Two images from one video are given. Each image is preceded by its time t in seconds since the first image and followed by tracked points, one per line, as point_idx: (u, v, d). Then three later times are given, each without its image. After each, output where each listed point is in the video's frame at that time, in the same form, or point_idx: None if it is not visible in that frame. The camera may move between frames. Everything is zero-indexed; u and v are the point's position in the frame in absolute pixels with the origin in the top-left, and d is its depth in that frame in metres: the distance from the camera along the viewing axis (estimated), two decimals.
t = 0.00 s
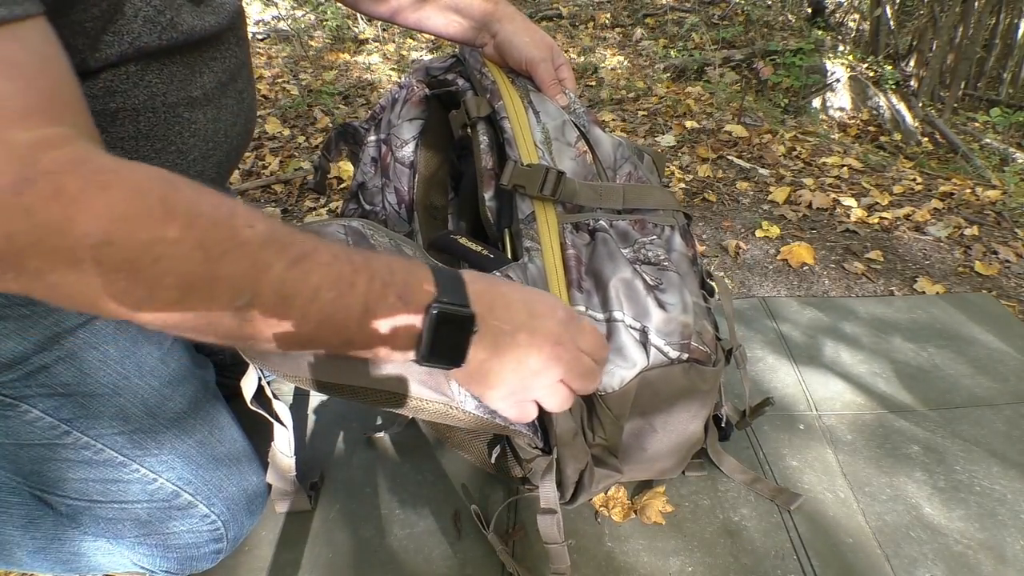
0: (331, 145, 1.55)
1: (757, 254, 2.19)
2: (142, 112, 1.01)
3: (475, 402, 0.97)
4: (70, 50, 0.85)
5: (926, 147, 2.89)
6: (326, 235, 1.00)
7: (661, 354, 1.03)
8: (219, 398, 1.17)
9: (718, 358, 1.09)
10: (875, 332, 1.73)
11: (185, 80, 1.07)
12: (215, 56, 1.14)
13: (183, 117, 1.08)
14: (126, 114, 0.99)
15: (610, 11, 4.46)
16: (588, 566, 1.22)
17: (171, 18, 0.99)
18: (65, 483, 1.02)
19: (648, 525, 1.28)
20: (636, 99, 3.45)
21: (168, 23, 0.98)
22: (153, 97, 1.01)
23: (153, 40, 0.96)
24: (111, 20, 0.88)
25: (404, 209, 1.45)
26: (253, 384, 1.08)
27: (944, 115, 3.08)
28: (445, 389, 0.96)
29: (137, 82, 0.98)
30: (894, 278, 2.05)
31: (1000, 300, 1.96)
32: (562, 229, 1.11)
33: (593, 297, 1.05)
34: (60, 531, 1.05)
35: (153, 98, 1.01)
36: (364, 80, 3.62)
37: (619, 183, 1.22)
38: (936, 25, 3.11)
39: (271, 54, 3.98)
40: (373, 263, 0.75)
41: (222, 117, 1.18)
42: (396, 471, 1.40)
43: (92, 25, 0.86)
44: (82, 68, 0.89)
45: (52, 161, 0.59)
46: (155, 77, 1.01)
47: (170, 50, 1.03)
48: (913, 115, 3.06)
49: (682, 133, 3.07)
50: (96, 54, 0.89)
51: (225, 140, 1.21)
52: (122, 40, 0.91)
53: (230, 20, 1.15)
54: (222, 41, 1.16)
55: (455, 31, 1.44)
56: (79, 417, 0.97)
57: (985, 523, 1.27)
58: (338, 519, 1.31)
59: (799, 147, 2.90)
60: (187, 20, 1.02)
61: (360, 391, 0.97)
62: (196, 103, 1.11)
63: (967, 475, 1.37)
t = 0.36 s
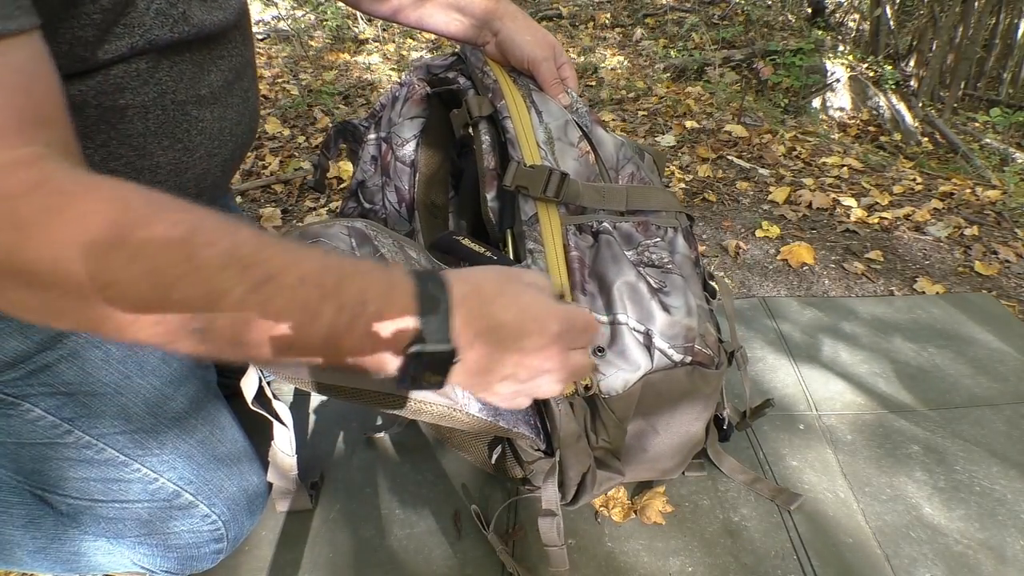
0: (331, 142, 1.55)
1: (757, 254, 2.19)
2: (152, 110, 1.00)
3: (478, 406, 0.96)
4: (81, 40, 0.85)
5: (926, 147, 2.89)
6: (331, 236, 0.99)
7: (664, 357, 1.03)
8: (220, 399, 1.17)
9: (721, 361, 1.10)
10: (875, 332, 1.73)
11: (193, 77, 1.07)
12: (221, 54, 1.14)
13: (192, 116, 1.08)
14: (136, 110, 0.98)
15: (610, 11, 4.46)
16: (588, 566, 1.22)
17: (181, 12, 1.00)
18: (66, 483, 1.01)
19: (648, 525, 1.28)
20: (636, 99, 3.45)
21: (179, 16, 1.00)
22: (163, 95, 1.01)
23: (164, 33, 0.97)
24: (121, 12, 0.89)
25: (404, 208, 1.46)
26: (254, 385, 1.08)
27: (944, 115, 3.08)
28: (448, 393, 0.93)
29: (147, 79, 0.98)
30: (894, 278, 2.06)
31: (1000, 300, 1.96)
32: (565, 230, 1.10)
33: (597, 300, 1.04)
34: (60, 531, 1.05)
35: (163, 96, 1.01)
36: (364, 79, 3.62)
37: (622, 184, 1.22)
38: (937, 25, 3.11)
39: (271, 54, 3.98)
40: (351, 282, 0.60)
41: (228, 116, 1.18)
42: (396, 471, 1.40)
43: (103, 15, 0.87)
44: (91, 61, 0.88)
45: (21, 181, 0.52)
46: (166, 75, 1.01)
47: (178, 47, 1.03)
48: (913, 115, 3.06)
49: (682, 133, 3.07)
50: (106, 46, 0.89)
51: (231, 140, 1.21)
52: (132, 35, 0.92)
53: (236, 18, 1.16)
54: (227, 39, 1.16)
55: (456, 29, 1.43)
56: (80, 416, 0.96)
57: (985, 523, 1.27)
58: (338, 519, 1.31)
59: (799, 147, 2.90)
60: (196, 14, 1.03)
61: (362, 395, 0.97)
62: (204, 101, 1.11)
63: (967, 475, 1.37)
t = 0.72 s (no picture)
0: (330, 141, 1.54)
1: (757, 254, 2.19)
2: (154, 108, 1.00)
3: (479, 409, 0.96)
4: (77, 32, 0.83)
5: (926, 147, 2.89)
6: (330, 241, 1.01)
7: (665, 360, 1.03)
8: (221, 398, 1.16)
9: (722, 364, 1.09)
10: (875, 332, 1.73)
11: (196, 77, 1.07)
12: (224, 53, 1.15)
13: (194, 115, 1.08)
14: (138, 109, 0.97)
15: (610, 11, 4.46)
16: (587, 566, 1.22)
17: (181, 6, 1.00)
18: (66, 483, 1.01)
19: (648, 525, 1.28)
20: (636, 99, 3.45)
21: (179, 12, 0.99)
22: (166, 94, 1.01)
23: (164, 28, 0.97)
24: (121, 5, 0.88)
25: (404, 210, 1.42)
26: (254, 388, 1.09)
27: (944, 115, 3.08)
28: (447, 395, 0.97)
29: (148, 78, 0.97)
30: (894, 278, 2.06)
31: (1000, 300, 1.96)
32: (566, 232, 1.10)
33: (597, 302, 1.05)
34: (60, 531, 1.05)
35: (165, 95, 1.01)
36: (364, 80, 3.62)
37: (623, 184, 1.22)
38: (937, 25, 3.11)
39: (271, 54, 3.98)
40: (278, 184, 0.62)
41: (229, 115, 1.19)
42: (396, 471, 1.40)
43: (99, 8, 0.85)
44: (89, 53, 0.87)
45: None
46: (168, 74, 1.01)
47: (179, 45, 1.03)
48: (913, 115, 3.06)
49: (682, 133, 3.07)
50: (104, 39, 0.88)
51: (232, 139, 1.22)
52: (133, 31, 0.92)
53: (237, 17, 1.16)
54: (230, 40, 1.17)
55: (455, 28, 1.43)
56: (81, 416, 0.96)
57: (985, 523, 1.28)
58: (338, 519, 1.31)
59: (799, 147, 2.90)
60: (198, 10, 1.03)
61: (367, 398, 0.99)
62: (206, 101, 1.11)
63: (967, 475, 1.37)
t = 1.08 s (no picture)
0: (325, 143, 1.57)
1: (757, 254, 2.19)
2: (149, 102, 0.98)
3: (481, 415, 0.97)
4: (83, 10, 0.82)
5: (926, 147, 2.89)
6: (328, 246, 1.00)
7: (667, 364, 1.02)
8: (221, 397, 1.14)
9: (723, 365, 1.09)
10: (875, 332, 1.73)
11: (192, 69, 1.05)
12: (220, 46, 1.12)
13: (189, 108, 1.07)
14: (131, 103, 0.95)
15: (610, 11, 4.46)
16: (588, 566, 1.22)
17: None
18: (66, 482, 1.01)
19: (648, 525, 1.28)
20: (636, 99, 3.45)
21: None
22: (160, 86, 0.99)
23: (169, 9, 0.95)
24: None
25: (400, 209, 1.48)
26: (253, 394, 1.05)
27: (944, 115, 3.08)
28: (449, 402, 0.97)
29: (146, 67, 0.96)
30: (894, 278, 2.06)
31: (1000, 300, 1.96)
32: (565, 235, 1.11)
33: (598, 306, 1.05)
34: (60, 530, 1.05)
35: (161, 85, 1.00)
36: (364, 80, 3.62)
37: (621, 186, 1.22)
38: (937, 25, 3.10)
39: (271, 53, 3.98)
40: (306, 128, 0.81)
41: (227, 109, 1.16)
42: (396, 471, 1.40)
43: None
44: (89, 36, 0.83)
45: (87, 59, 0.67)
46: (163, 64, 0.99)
47: (174, 35, 1.01)
48: (913, 115, 3.06)
49: (682, 133, 3.07)
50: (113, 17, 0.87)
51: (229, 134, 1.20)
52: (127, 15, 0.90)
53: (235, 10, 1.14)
54: (227, 34, 1.14)
55: (450, 28, 1.42)
56: (80, 415, 0.98)
57: (985, 523, 1.28)
58: (338, 519, 1.31)
59: (799, 147, 2.90)
60: None
61: (369, 406, 0.97)
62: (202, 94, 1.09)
63: (967, 475, 1.37)
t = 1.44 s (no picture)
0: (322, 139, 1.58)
1: (757, 254, 2.19)
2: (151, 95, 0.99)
3: (485, 424, 0.96)
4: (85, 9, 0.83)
5: (926, 147, 2.89)
6: (330, 255, 1.01)
7: (673, 371, 1.02)
8: (221, 397, 1.14)
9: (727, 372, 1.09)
10: (875, 332, 1.73)
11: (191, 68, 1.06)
12: (218, 47, 1.12)
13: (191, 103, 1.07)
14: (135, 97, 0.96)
15: (610, 11, 4.46)
16: (588, 566, 1.22)
17: None
18: (66, 483, 1.01)
19: (648, 525, 1.28)
20: (636, 99, 3.45)
21: None
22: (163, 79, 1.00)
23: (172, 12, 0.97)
24: None
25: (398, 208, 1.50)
26: (255, 401, 1.05)
27: (944, 115, 3.08)
28: (453, 413, 0.96)
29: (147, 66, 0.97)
30: (894, 278, 2.06)
31: (1000, 300, 1.96)
32: (569, 240, 1.12)
33: (602, 313, 1.05)
34: (60, 531, 1.05)
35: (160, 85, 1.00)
36: (364, 80, 3.63)
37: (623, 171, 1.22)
38: (937, 25, 3.10)
39: (271, 53, 3.98)
40: (315, 112, 0.82)
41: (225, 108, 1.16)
42: (396, 471, 1.40)
43: None
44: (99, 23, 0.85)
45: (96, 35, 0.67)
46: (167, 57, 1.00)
47: (178, 30, 1.02)
48: (913, 115, 3.06)
49: (682, 133, 3.07)
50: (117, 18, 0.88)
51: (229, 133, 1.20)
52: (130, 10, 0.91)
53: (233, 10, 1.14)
54: (225, 34, 1.14)
55: (449, 27, 1.43)
56: (79, 415, 0.98)
57: (985, 523, 1.28)
58: (338, 519, 1.31)
59: (799, 147, 2.90)
60: None
61: (370, 417, 0.96)
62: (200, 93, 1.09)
63: (967, 475, 1.37)
